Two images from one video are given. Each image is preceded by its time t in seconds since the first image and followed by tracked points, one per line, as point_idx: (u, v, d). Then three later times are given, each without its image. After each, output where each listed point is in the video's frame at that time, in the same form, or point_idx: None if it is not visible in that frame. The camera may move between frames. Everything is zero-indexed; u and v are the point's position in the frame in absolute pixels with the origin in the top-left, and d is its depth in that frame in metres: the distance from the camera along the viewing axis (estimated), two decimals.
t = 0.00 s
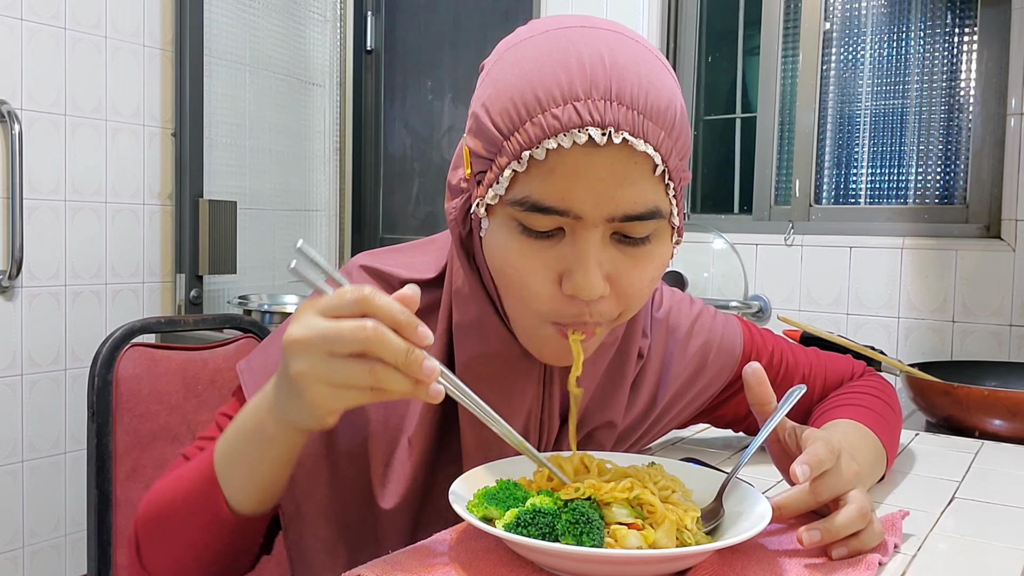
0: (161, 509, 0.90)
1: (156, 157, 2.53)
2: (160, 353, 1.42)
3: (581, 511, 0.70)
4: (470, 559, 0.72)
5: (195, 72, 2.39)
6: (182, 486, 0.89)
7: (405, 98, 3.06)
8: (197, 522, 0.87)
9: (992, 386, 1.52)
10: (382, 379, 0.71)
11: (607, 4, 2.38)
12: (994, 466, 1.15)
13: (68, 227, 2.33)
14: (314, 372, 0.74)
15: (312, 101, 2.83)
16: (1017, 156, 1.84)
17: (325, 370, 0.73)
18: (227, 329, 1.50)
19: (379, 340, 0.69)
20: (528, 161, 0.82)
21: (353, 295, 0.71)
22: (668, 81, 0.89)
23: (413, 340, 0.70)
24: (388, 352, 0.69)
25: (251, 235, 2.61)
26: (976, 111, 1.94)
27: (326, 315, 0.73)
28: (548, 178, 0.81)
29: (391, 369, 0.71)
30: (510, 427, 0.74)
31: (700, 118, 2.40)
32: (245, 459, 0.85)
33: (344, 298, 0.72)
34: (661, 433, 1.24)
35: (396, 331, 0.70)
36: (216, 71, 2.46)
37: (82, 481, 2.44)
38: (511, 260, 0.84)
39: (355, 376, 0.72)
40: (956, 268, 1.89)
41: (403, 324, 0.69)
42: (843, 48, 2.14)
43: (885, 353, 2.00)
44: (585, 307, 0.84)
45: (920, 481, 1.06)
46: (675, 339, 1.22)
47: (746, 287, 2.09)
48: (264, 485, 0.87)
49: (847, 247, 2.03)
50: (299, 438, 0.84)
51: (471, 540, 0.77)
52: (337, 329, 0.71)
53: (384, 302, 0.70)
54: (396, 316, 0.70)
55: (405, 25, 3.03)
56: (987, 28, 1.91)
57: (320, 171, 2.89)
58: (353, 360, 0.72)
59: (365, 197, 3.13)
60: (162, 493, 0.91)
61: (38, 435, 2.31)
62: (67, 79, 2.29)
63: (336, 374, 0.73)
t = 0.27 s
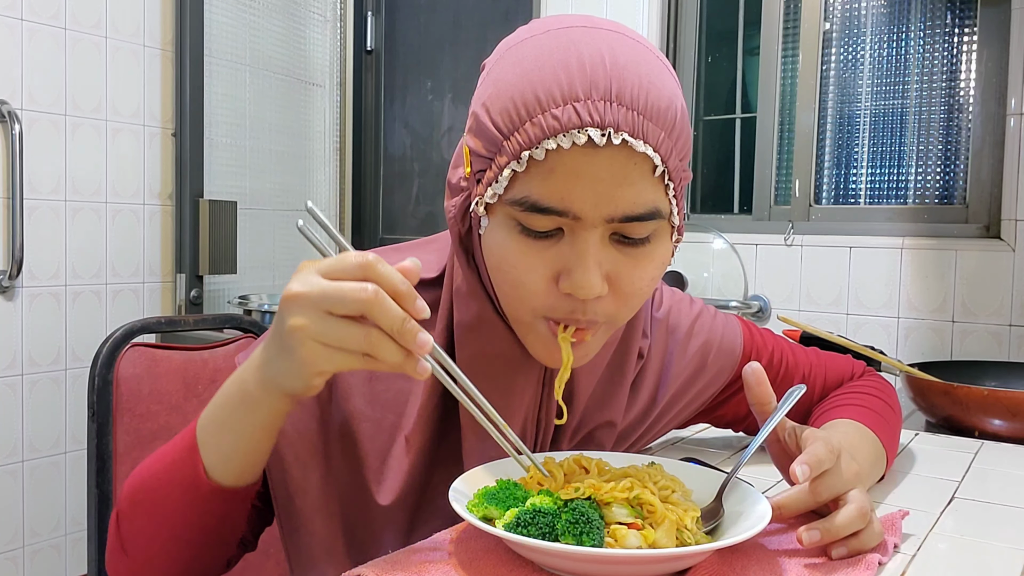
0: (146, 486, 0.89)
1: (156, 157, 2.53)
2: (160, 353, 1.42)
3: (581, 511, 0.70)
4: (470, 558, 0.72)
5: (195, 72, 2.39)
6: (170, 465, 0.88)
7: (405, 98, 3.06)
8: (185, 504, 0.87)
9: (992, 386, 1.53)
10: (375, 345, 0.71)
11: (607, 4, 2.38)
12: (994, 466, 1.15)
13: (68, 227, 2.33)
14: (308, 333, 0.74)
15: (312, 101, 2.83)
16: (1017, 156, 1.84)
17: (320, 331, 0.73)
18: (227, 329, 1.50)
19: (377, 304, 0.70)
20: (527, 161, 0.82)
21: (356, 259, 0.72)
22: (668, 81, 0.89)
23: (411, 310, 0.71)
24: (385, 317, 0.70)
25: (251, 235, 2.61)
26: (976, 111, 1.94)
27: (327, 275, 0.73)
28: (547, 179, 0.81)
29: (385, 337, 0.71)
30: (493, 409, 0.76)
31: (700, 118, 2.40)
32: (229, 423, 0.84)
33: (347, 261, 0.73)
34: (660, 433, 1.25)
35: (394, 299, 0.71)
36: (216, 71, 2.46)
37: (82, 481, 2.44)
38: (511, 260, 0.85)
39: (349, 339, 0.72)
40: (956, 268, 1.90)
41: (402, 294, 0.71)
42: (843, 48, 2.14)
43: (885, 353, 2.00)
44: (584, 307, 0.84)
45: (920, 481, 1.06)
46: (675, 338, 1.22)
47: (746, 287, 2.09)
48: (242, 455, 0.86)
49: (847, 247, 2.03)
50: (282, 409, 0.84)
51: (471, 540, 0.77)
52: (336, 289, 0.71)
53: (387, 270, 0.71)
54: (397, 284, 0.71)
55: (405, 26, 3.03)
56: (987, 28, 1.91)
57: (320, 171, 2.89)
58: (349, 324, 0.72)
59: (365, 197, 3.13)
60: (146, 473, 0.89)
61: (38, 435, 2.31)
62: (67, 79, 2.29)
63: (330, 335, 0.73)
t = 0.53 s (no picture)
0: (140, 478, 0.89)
1: (156, 157, 2.53)
2: (160, 352, 1.42)
3: (581, 511, 0.70)
4: (470, 559, 0.72)
5: (195, 72, 2.39)
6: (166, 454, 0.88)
7: (405, 98, 3.06)
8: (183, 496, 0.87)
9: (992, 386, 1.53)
10: (354, 325, 0.73)
11: (607, 4, 2.38)
12: (993, 465, 1.15)
13: (68, 227, 2.33)
14: (292, 309, 0.76)
15: (312, 101, 2.83)
16: (1017, 156, 1.84)
17: (303, 309, 0.75)
18: (227, 329, 1.51)
19: (358, 284, 0.72)
20: (525, 162, 0.83)
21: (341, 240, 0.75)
22: (668, 83, 0.89)
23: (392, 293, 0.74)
24: (364, 297, 0.72)
25: (252, 235, 2.61)
26: (976, 111, 1.94)
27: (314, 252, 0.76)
28: (546, 180, 0.81)
29: (365, 318, 0.73)
30: (468, 400, 0.76)
31: (700, 118, 2.40)
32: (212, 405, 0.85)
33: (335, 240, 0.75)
34: (660, 433, 1.25)
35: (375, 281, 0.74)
36: (216, 71, 2.46)
37: (82, 480, 2.44)
38: (509, 261, 0.85)
39: (330, 318, 0.74)
40: (956, 268, 1.90)
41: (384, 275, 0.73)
42: (843, 48, 2.14)
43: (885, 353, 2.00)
44: (583, 307, 0.84)
45: (919, 481, 1.06)
46: (675, 338, 1.23)
47: (746, 287, 2.09)
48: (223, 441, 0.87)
49: (847, 247, 2.03)
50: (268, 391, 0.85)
51: (471, 540, 0.77)
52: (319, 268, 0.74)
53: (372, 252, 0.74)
54: (378, 266, 0.74)
55: (405, 26, 3.03)
56: (987, 28, 1.91)
57: (320, 171, 2.89)
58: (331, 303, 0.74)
59: (366, 197, 3.13)
60: (140, 466, 0.90)
61: (38, 435, 2.31)
62: (67, 79, 2.29)
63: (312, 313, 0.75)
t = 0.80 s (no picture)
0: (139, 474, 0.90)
1: (156, 157, 2.53)
2: (160, 352, 1.42)
3: (581, 511, 0.70)
4: (470, 559, 0.72)
5: (195, 73, 2.39)
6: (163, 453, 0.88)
7: (405, 98, 3.06)
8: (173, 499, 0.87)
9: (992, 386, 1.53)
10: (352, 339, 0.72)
11: (607, 4, 2.38)
12: (994, 465, 1.15)
13: (68, 227, 2.33)
14: (292, 319, 0.74)
15: (312, 101, 2.83)
16: (1017, 156, 1.84)
17: (303, 319, 0.74)
18: (227, 329, 1.50)
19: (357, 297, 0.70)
20: (522, 162, 0.82)
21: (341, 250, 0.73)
22: (666, 83, 0.89)
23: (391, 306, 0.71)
24: (363, 311, 0.70)
25: (252, 235, 2.61)
26: (976, 111, 1.94)
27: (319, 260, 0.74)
28: (542, 181, 0.81)
29: (364, 331, 0.72)
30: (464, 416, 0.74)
31: (700, 119, 2.40)
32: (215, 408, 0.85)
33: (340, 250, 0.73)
34: (660, 433, 1.24)
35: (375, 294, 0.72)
36: (216, 71, 2.46)
37: (82, 481, 2.44)
38: (506, 261, 0.85)
39: (329, 330, 0.73)
40: (956, 268, 1.89)
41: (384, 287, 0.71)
42: (843, 48, 2.14)
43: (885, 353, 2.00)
44: (580, 308, 0.84)
45: (919, 481, 1.06)
46: (676, 338, 1.22)
47: (746, 287, 2.09)
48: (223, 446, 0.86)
49: (847, 247, 2.03)
50: (270, 397, 0.85)
51: (471, 540, 0.77)
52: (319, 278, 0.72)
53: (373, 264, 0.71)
54: (379, 278, 0.71)
55: (405, 26, 3.03)
56: (987, 28, 1.91)
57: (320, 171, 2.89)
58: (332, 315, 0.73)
59: (366, 197, 3.13)
60: (141, 467, 0.90)
61: (38, 435, 2.31)
62: (67, 79, 2.29)
63: (312, 324, 0.73)
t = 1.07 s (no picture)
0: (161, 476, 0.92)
1: (156, 157, 2.53)
2: (160, 353, 1.42)
3: (581, 511, 0.70)
4: (470, 559, 0.72)
5: (195, 73, 2.39)
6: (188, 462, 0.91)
7: (405, 98, 3.06)
8: (181, 511, 0.88)
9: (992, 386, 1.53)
10: (360, 387, 0.68)
11: (607, 4, 2.38)
12: (993, 465, 1.15)
13: (68, 227, 2.33)
14: (295, 367, 0.70)
15: (312, 101, 2.83)
16: (1017, 156, 1.84)
17: (306, 368, 0.70)
18: (227, 329, 1.50)
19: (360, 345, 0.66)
20: (519, 159, 0.82)
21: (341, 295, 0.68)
22: (663, 82, 0.89)
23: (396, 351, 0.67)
24: (370, 361, 0.66)
25: (252, 235, 2.61)
26: (976, 111, 1.94)
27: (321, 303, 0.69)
28: (539, 178, 0.81)
29: (371, 378, 0.68)
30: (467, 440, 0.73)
31: (700, 119, 2.40)
32: (229, 441, 0.83)
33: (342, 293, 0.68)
34: (660, 433, 1.24)
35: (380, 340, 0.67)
36: (216, 71, 2.46)
37: (82, 481, 2.44)
38: (504, 259, 0.85)
39: (334, 378, 0.69)
40: (956, 268, 1.90)
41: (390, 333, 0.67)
42: (843, 49, 2.14)
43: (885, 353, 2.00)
44: (577, 306, 0.84)
45: (919, 481, 1.06)
46: (675, 338, 1.22)
47: (746, 287, 2.08)
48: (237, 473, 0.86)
49: (847, 247, 2.03)
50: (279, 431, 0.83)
51: (471, 540, 0.77)
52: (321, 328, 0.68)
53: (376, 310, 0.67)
54: (383, 323, 0.67)
55: (405, 25, 3.03)
56: (987, 28, 1.91)
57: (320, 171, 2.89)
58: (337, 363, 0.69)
59: (366, 197, 3.13)
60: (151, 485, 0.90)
61: (38, 434, 2.31)
62: (67, 80, 2.29)
63: (316, 371, 0.70)
